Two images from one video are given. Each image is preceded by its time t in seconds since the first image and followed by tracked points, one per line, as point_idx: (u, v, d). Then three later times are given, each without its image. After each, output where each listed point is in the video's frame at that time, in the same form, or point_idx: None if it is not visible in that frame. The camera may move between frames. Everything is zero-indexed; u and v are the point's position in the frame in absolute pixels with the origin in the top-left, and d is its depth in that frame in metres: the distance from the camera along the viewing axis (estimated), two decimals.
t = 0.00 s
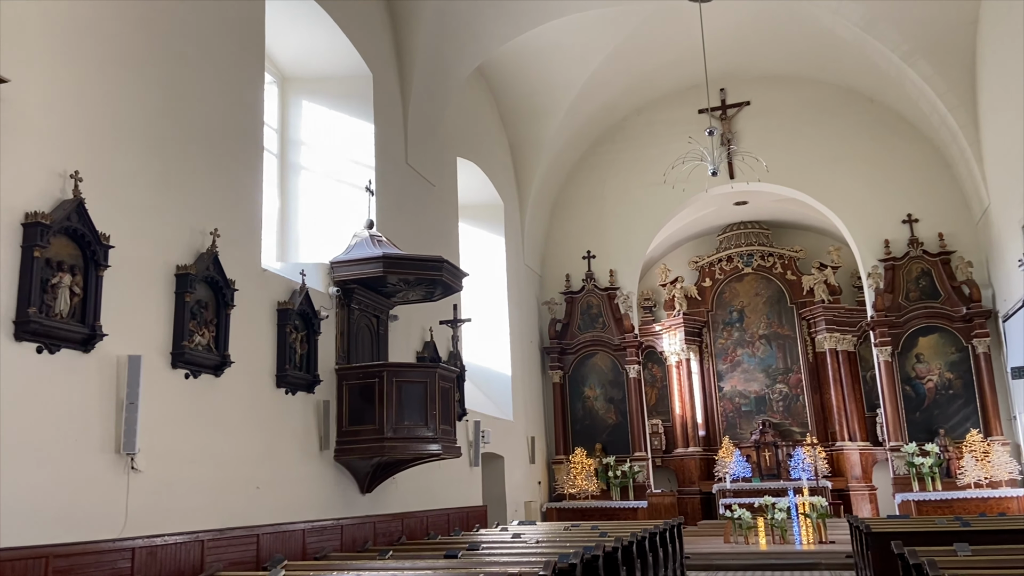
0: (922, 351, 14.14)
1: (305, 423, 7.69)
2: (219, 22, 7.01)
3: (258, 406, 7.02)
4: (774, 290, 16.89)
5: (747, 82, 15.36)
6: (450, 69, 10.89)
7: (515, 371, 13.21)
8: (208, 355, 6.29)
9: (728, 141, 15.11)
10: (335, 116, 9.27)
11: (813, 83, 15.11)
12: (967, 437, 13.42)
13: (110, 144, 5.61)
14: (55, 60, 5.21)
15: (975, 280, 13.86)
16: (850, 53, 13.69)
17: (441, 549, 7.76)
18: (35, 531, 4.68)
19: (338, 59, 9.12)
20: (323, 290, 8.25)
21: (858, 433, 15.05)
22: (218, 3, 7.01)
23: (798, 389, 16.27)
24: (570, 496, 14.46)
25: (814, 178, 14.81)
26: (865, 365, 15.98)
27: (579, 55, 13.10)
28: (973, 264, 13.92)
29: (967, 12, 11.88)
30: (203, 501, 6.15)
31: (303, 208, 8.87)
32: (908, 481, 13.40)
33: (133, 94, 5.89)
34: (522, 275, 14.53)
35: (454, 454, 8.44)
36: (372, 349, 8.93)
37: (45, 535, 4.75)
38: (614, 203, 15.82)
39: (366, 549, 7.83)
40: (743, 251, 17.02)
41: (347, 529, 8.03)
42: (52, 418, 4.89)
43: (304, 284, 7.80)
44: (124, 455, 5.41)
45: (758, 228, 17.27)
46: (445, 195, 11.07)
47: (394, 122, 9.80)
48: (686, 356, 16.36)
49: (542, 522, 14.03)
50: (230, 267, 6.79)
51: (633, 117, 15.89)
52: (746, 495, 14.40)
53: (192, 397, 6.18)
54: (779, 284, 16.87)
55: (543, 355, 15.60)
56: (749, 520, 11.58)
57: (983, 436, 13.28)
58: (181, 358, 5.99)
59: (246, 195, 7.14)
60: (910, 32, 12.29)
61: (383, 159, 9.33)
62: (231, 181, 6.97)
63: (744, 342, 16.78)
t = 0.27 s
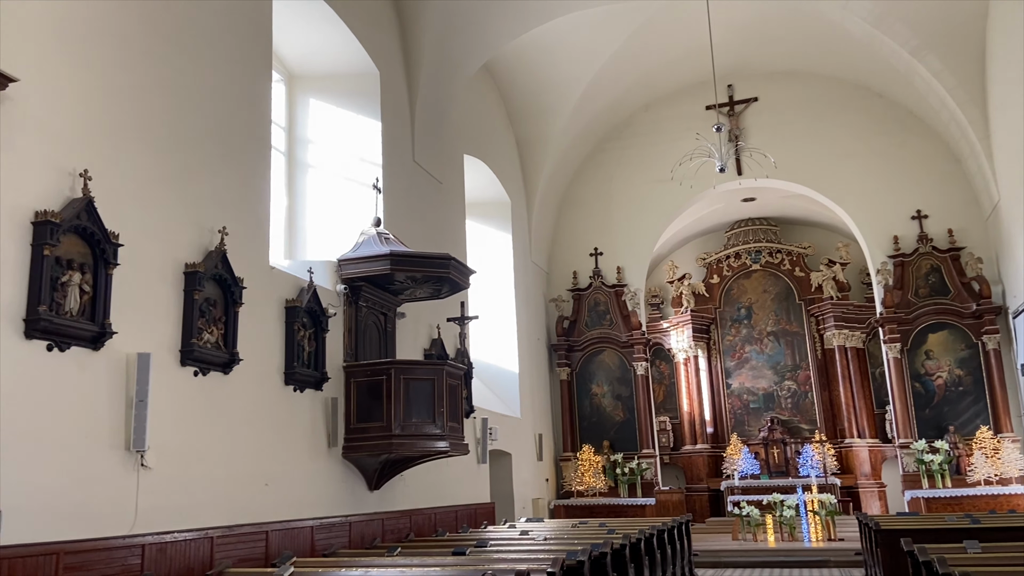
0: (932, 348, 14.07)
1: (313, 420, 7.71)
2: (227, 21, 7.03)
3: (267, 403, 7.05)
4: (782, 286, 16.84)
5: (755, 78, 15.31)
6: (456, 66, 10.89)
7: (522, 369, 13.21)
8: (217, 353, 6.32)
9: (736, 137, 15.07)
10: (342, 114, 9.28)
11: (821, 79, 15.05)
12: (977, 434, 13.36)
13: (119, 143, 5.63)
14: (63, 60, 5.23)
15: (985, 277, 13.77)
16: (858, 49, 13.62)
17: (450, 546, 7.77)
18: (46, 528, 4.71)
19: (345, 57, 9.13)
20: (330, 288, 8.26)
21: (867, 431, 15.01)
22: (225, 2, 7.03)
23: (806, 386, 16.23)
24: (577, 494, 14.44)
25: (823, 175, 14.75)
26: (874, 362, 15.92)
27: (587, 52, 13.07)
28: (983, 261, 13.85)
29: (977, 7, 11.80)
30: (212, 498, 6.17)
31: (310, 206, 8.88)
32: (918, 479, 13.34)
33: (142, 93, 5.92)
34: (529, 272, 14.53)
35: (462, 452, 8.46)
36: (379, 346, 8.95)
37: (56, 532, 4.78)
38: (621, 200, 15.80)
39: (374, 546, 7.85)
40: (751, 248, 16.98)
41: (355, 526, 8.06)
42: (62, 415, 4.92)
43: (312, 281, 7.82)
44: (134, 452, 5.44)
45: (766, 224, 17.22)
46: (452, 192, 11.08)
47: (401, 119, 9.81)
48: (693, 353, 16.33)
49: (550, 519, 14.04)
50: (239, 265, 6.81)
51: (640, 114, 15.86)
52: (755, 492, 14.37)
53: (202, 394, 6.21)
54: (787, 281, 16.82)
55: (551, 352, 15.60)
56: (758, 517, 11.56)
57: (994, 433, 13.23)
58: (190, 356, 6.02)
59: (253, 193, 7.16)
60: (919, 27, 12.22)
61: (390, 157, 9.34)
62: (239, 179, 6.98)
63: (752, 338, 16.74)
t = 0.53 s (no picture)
0: (945, 344, 13.98)
1: (325, 417, 7.73)
2: (238, 19, 7.05)
3: (279, 400, 7.07)
4: (794, 282, 16.77)
5: (766, 73, 15.24)
6: (466, 62, 10.89)
7: (533, 365, 13.21)
8: (229, 350, 6.34)
9: (747, 132, 15.02)
10: (352, 112, 9.28)
11: (833, 74, 14.97)
12: (991, 430, 13.29)
13: (132, 142, 5.66)
14: (76, 60, 5.25)
15: (999, 272, 13.67)
16: (870, 43, 13.53)
17: (461, 543, 7.79)
18: (60, 525, 4.74)
19: (355, 54, 9.14)
20: (341, 285, 8.28)
21: (879, 427, 14.95)
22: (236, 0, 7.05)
23: (818, 382, 16.16)
24: (589, 490, 14.38)
25: (835, 170, 14.67)
26: (887, 358, 15.84)
27: (596, 47, 13.04)
28: (997, 256, 13.74)
29: None
30: (225, 494, 6.20)
31: (321, 204, 8.89)
32: (931, 475, 13.26)
33: (154, 91, 5.94)
34: (540, 269, 14.52)
35: (473, 448, 8.46)
36: (390, 343, 8.96)
37: (71, 529, 4.81)
38: (632, 196, 15.76)
39: (386, 542, 7.87)
40: (762, 244, 16.91)
41: (367, 522, 8.08)
42: (75, 412, 4.95)
43: (323, 279, 7.83)
44: (147, 449, 5.47)
45: (777, 220, 17.15)
46: (462, 189, 11.08)
47: (411, 116, 9.82)
48: (705, 350, 16.28)
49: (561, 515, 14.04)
50: (250, 262, 6.83)
51: (650, 110, 15.81)
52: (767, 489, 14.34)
53: (214, 391, 6.23)
54: (799, 277, 16.75)
55: (562, 348, 15.60)
56: (770, 514, 11.53)
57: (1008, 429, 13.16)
58: (202, 353, 6.04)
59: (265, 191, 7.19)
60: (931, 21, 12.13)
61: (401, 153, 9.35)
62: (251, 177, 7.01)
63: (764, 335, 16.68)
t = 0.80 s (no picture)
0: (957, 341, 13.92)
1: (335, 416, 7.75)
2: (247, 18, 7.06)
3: (289, 399, 7.09)
4: (804, 280, 16.71)
5: (776, 70, 15.18)
6: (474, 61, 10.89)
7: (542, 363, 13.20)
8: (239, 349, 6.36)
9: (756, 129, 14.97)
10: (361, 110, 9.29)
11: (843, 70, 14.90)
12: (1003, 427, 13.23)
13: (142, 141, 5.69)
14: (86, 60, 5.28)
15: (1011, 268, 13.67)
16: (880, 39, 13.46)
17: (471, 540, 7.80)
18: (72, 523, 4.77)
19: (363, 53, 9.14)
20: (350, 283, 8.29)
21: (891, 425, 14.89)
22: None
23: (829, 379, 16.10)
24: (599, 488, 14.37)
25: (845, 166, 14.60)
26: (898, 355, 15.77)
27: (605, 45, 13.01)
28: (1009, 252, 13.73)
29: None
30: (236, 493, 6.22)
31: (330, 202, 8.90)
32: (943, 473, 13.20)
33: (164, 91, 5.96)
34: (549, 267, 14.51)
35: (482, 446, 8.47)
36: (399, 341, 8.97)
37: (83, 527, 4.84)
38: (641, 194, 15.73)
39: (397, 540, 7.89)
40: (772, 241, 16.85)
41: (377, 520, 8.10)
42: (87, 411, 4.98)
43: (332, 277, 7.85)
44: (158, 447, 5.49)
45: (787, 217, 17.08)
46: (471, 187, 11.08)
47: (420, 114, 9.82)
48: (715, 347, 16.24)
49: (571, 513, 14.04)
50: (260, 261, 6.85)
51: (659, 107, 15.77)
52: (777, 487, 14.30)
53: (224, 389, 6.25)
54: (810, 274, 16.68)
55: (571, 346, 15.59)
56: (780, 512, 11.50)
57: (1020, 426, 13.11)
58: (213, 352, 6.06)
59: (274, 190, 7.20)
60: (941, 16, 12.05)
61: (409, 152, 9.35)
62: (261, 175, 7.04)
63: (774, 332, 16.63)
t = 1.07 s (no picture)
0: (967, 339, 13.87)
1: (343, 414, 7.77)
2: (254, 19, 7.07)
3: (298, 398, 7.12)
4: (813, 277, 16.65)
5: (784, 67, 15.11)
6: (481, 60, 10.88)
7: (550, 362, 13.20)
8: (248, 348, 6.38)
9: (765, 127, 14.92)
10: (369, 110, 9.30)
11: (852, 67, 14.83)
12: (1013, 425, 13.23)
13: (151, 142, 5.71)
14: (95, 61, 5.30)
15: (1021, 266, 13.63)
16: (890, 36, 13.39)
17: (480, 539, 7.81)
18: (84, 522, 4.81)
19: (371, 52, 9.15)
20: (358, 283, 8.31)
21: (900, 423, 14.85)
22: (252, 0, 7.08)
23: (838, 377, 16.05)
24: (607, 486, 14.34)
25: (855, 164, 14.54)
26: (908, 353, 15.71)
27: (612, 43, 13.00)
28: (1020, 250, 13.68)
29: None
30: (246, 492, 6.25)
31: (338, 201, 8.90)
32: (953, 471, 13.15)
33: (172, 91, 5.98)
34: (557, 266, 14.51)
35: (491, 445, 8.48)
36: (407, 340, 8.98)
37: (94, 526, 4.87)
38: (649, 192, 15.71)
39: (405, 539, 7.91)
40: (781, 239, 16.79)
41: (386, 519, 8.12)
42: (97, 410, 5.00)
43: (340, 276, 7.87)
44: (169, 446, 5.52)
45: (796, 215, 17.03)
46: (479, 185, 11.09)
47: (427, 113, 9.83)
48: (723, 346, 16.21)
49: (580, 512, 14.03)
50: (268, 261, 6.87)
51: (667, 105, 15.74)
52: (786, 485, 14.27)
53: (234, 389, 6.28)
54: (819, 272, 16.62)
55: (579, 345, 15.59)
56: (790, 510, 11.47)
57: None
58: (222, 351, 6.08)
59: (282, 190, 7.22)
60: (951, 12, 11.98)
61: (417, 151, 9.36)
62: (269, 175, 7.05)
63: (783, 330, 16.58)
